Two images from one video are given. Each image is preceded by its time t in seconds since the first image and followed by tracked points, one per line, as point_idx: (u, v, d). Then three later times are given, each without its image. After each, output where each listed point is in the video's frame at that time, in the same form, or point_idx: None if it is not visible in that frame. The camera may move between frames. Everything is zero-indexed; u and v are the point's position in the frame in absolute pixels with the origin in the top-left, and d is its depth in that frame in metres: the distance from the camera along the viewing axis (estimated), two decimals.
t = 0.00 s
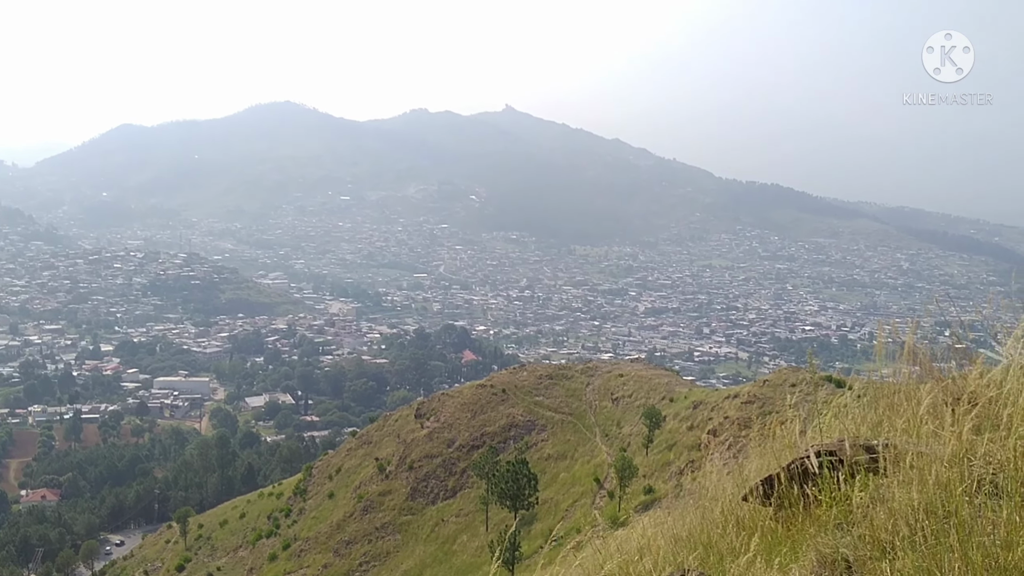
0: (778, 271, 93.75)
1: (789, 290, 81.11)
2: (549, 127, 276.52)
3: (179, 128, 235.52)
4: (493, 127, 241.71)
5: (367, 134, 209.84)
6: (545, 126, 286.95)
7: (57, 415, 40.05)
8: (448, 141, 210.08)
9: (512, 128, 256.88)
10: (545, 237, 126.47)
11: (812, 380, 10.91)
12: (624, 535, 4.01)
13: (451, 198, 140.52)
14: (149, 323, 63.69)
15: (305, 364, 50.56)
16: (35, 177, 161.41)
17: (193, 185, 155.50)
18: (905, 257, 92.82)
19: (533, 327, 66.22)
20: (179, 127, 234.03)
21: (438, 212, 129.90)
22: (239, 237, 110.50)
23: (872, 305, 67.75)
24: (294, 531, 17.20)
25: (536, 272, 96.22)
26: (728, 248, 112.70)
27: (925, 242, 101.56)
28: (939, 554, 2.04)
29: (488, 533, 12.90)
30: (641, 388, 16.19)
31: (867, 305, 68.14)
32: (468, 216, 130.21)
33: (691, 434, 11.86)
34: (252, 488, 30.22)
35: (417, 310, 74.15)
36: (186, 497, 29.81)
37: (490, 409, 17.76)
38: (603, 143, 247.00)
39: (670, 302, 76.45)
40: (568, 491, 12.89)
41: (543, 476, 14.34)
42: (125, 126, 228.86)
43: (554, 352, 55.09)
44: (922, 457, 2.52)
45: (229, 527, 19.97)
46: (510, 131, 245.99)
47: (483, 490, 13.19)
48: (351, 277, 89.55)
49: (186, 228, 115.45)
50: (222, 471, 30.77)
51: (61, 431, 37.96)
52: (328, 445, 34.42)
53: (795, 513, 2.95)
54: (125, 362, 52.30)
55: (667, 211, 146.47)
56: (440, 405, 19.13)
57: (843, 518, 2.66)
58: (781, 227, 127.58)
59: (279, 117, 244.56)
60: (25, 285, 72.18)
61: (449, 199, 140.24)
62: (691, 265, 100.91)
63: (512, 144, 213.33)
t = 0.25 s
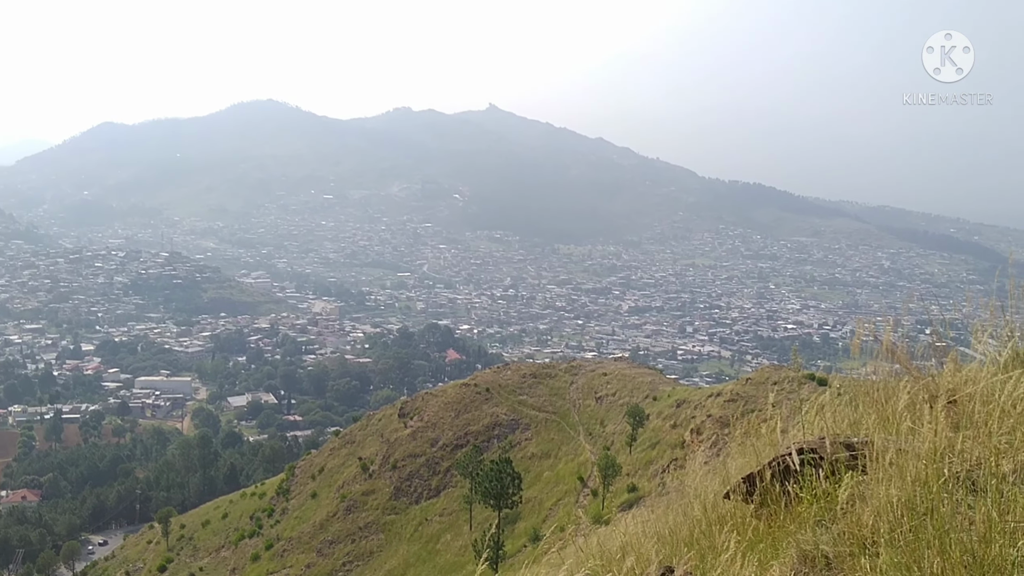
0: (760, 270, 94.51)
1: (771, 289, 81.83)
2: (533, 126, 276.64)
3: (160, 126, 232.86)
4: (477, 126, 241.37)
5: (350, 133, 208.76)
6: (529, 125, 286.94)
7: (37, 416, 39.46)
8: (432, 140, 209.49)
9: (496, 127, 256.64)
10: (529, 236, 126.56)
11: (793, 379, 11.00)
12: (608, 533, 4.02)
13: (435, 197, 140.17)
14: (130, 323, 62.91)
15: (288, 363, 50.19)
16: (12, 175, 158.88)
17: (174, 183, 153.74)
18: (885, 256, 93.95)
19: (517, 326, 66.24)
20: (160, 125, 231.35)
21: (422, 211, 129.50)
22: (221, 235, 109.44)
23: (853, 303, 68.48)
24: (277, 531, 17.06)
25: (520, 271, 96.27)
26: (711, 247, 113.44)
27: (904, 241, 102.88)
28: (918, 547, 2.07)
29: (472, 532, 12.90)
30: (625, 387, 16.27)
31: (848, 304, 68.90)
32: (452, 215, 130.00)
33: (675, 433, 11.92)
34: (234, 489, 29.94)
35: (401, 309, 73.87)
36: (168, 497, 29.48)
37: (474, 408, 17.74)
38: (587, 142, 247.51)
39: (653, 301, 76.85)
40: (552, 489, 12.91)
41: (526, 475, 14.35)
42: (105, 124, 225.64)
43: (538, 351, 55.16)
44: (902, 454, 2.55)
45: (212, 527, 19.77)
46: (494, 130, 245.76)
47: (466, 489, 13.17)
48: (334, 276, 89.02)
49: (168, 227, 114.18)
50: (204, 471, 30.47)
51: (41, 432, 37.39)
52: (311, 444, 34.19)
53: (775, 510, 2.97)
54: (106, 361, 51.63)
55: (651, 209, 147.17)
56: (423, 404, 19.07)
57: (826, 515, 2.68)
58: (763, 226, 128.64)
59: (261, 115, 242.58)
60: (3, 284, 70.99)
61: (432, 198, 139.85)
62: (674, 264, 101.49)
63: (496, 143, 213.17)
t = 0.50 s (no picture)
0: (746, 269, 95.10)
1: (756, 288, 82.38)
2: (519, 125, 276.61)
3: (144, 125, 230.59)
4: (464, 124, 240.98)
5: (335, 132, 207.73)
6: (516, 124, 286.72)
7: (20, 416, 38.95)
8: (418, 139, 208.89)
9: (482, 126, 256.35)
10: (515, 235, 126.57)
11: (778, 377, 11.07)
12: (593, 533, 4.03)
13: (421, 196, 139.80)
14: (114, 322, 62.24)
15: (273, 363, 49.86)
16: None
17: (158, 181, 152.24)
18: (868, 256, 94.85)
19: (503, 325, 66.23)
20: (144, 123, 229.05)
21: (407, 210, 129.13)
22: (206, 235, 108.54)
23: (838, 302, 69.01)
24: (262, 531, 16.93)
25: (506, 270, 96.25)
26: (697, 247, 114.06)
27: (887, 241, 103.96)
28: (904, 544, 2.09)
29: (458, 531, 12.89)
30: (611, 386, 16.33)
31: (833, 303, 69.48)
32: (438, 214, 129.76)
33: (660, 431, 11.98)
34: (220, 488, 29.72)
35: (387, 309, 73.61)
36: (153, 497, 29.19)
37: (460, 408, 17.72)
38: (573, 142, 247.91)
39: (639, 300, 77.13)
40: (538, 489, 12.91)
41: (513, 474, 14.34)
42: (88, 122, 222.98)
43: (524, 350, 55.19)
44: (883, 452, 2.58)
45: (197, 527, 19.59)
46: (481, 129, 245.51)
47: (453, 489, 13.16)
48: (320, 275, 88.51)
49: (152, 226, 113.10)
50: (189, 471, 30.21)
51: (24, 432, 36.89)
52: (297, 444, 33.99)
53: (759, 507, 3.00)
54: (90, 361, 51.04)
55: (637, 208, 147.68)
56: (410, 404, 19.01)
57: (808, 513, 2.71)
58: (748, 225, 129.53)
59: (246, 114, 240.92)
60: None
61: (418, 196, 139.47)
62: (660, 263, 101.92)
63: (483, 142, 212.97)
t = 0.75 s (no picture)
0: (730, 270, 95.72)
1: (741, 288, 82.94)
2: (504, 125, 276.52)
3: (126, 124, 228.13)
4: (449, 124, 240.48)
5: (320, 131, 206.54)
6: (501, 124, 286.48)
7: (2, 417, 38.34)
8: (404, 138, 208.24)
9: (468, 126, 256.01)
10: (501, 235, 126.59)
11: (761, 377, 11.15)
12: (578, 532, 4.03)
13: (406, 195, 139.43)
14: (97, 322, 61.48)
15: (258, 363, 49.46)
16: None
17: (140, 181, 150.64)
18: (850, 256, 95.76)
19: (488, 325, 66.17)
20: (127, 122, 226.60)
21: (392, 210, 128.68)
22: (190, 234, 107.56)
23: (821, 302, 69.65)
24: (247, 532, 16.77)
25: (492, 270, 96.19)
26: (682, 247, 114.65)
27: (869, 242, 105.05)
28: (885, 546, 2.10)
29: (443, 531, 12.86)
30: (596, 385, 16.38)
31: (816, 303, 70.07)
32: (423, 214, 129.44)
33: (645, 430, 12.02)
34: (204, 489, 29.44)
35: (372, 308, 73.31)
36: (137, 498, 28.85)
37: (445, 408, 17.67)
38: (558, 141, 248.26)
39: (625, 300, 77.41)
40: (524, 489, 12.90)
41: (498, 474, 14.32)
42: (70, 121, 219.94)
43: (510, 350, 55.17)
44: (866, 450, 2.61)
45: (180, 528, 19.38)
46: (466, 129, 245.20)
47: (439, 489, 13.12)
48: (304, 275, 87.95)
49: (135, 226, 111.94)
50: (172, 471, 29.90)
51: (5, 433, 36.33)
52: (282, 445, 33.74)
53: (744, 506, 2.99)
54: (72, 361, 50.37)
55: (622, 208, 148.20)
56: (395, 404, 18.93)
57: (790, 513, 2.72)
58: (732, 225, 130.44)
59: (230, 113, 238.99)
60: None
61: (403, 196, 139.06)
62: (645, 263, 102.31)
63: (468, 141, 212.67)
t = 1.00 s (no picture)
0: (716, 270, 96.27)
1: (726, 288, 83.47)
2: (491, 125, 276.40)
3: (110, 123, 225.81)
4: (436, 123, 239.96)
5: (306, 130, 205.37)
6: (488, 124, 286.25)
7: None
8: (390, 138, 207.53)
9: (454, 126, 255.71)
10: (487, 235, 126.53)
11: (745, 377, 11.22)
12: (564, 533, 4.02)
13: (392, 195, 139.02)
14: (81, 322, 60.78)
15: (243, 363, 49.09)
16: None
17: (124, 180, 149.14)
18: (834, 257, 96.57)
19: (475, 325, 66.12)
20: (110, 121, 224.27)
21: (379, 210, 128.23)
22: (175, 234, 106.56)
23: (806, 302, 70.18)
24: (232, 533, 16.63)
25: (479, 270, 96.11)
26: (668, 247, 115.21)
27: (852, 242, 106.09)
28: (865, 545, 2.11)
29: (429, 531, 12.82)
30: (583, 386, 16.40)
31: (801, 304, 70.63)
32: (409, 215, 129.11)
33: (631, 431, 12.06)
34: (189, 490, 29.16)
35: (359, 309, 73.02)
36: (121, 499, 28.53)
37: (431, 408, 17.63)
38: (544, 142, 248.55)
39: (611, 300, 77.67)
40: (510, 489, 12.91)
41: (484, 474, 14.31)
42: (55, 121, 217.71)
43: (496, 351, 55.17)
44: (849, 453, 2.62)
45: (165, 530, 19.18)
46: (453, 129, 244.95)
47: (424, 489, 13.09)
48: (290, 276, 87.42)
49: (119, 225, 110.82)
50: (157, 472, 29.60)
51: None
52: (267, 445, 33.49)
53: (726, 506, 3.01)
54: (56, 362, 49.74)
55: (608, 208, 148.65)
56: (381, 405, 18.86)
57: (776, 512, 2.73)
58: (717, 226, 131.30)
59: (215, 112, 237.15)
60: None
61: (390, 196, 138.65)
62: (632, 263, 102.67)
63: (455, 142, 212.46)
